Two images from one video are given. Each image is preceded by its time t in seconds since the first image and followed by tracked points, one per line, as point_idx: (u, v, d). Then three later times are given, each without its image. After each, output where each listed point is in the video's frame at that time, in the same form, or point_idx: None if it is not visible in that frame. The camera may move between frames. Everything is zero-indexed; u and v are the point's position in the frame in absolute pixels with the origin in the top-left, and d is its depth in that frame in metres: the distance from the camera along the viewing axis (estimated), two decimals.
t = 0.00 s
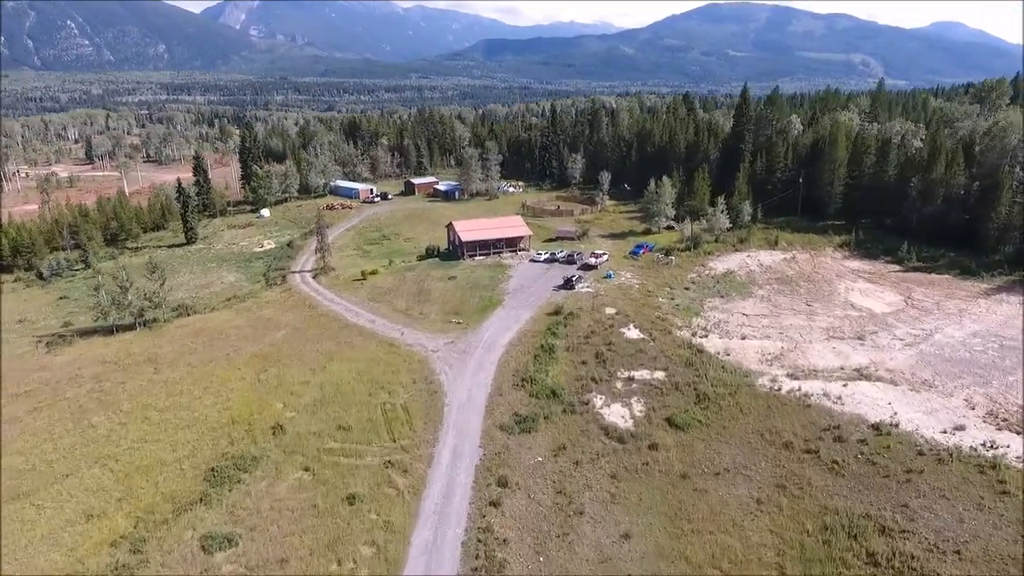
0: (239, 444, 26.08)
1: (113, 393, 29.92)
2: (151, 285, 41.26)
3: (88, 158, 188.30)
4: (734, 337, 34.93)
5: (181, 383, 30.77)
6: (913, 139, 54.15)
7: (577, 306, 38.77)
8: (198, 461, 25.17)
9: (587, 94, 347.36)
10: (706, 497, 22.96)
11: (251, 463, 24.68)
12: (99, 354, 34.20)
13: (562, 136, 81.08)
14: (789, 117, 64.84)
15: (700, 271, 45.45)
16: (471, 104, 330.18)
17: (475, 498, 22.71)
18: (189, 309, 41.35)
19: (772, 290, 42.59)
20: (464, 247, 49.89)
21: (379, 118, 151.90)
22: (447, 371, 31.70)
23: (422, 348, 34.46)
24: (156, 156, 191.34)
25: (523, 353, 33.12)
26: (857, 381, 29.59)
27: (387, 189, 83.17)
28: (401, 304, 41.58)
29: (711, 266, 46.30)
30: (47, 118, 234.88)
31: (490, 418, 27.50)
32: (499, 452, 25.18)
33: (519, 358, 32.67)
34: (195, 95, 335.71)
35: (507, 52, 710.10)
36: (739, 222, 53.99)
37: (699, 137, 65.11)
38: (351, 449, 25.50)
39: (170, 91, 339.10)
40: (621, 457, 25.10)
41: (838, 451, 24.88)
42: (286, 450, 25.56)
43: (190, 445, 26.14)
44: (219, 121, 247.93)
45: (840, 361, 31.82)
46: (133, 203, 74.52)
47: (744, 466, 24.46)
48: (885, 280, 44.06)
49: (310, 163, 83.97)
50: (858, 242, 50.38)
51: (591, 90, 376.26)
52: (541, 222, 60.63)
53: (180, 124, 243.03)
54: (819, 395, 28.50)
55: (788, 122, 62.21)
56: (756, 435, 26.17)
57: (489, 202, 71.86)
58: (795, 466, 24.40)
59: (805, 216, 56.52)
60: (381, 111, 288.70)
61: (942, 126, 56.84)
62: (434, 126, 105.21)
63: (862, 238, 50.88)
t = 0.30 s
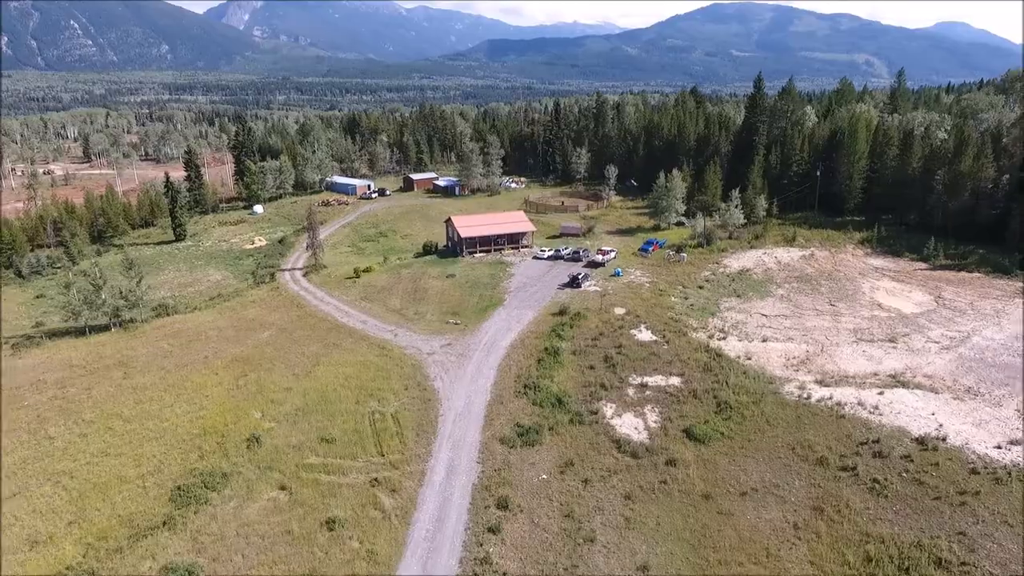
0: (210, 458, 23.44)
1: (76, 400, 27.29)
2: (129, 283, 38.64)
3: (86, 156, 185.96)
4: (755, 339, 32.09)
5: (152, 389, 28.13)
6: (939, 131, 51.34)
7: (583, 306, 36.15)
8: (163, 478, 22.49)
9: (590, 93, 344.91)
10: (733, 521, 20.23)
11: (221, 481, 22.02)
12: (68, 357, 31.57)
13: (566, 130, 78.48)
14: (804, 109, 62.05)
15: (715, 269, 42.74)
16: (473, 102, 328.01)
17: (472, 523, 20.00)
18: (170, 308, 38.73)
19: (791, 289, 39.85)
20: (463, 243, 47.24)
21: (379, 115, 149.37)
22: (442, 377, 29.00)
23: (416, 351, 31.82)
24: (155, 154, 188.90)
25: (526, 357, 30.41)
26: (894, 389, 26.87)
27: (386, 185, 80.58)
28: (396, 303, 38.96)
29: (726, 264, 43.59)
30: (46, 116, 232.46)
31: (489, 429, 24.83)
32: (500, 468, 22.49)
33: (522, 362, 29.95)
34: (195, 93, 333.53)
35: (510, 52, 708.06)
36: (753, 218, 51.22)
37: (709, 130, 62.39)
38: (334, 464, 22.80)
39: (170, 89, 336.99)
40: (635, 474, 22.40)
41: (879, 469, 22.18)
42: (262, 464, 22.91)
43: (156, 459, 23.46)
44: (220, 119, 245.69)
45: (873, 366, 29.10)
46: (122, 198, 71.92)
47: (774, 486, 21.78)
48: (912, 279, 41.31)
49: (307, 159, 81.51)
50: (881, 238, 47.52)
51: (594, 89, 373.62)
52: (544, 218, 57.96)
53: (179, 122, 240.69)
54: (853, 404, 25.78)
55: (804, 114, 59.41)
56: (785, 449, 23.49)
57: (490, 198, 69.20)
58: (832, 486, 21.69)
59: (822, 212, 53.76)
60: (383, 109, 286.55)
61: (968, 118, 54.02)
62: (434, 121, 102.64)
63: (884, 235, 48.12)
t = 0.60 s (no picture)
0: (173, 477, 20.80)
1: (30, 410, 24.62)
2: (102, 282, 35.99)
3: (81, 154, 183.43)
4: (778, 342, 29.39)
5: (116, 398, 25.49)
6: (965, 121, 48.57)
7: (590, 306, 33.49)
8: (117, 499, 19.82)
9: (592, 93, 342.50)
10: (767, 552, 17.57)
11: (182, 504, 19.34)
12: (28, 362, 28.94)
13: (569, 125, 75.84)
14: (819, 101, 59.31)
15: (729, 266, 40.08)
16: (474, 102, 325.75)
17: (467, 555, 17.35)
18: (147, 309, 36.10)
19: (813, 288, 37.14)
20: (461, 240, 44.60)
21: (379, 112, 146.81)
22: (436, 384, 26.35)
23: (408, 355, 29.19)
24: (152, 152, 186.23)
25: (528, 362, 27.78)
26: (938, 398, 24.16)
27: (383, 181, 78.01)
28: (388, 302, 36.34)
29: (741, 261, 40.93)
30: (43, 114, 229.89)
31: (487, 443, 22.17)
32: (500, 490, 19.82)
33: (523, 367, 27.30)
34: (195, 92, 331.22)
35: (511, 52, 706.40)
36: (767, 214, 48.56)
37: (719, 124, 59.78)
38: (312, 484, 20.13)
39: (170, 88, 334.57)
40: (652, 496, 19.75)
41: (930, 491, 19.53)
42: (230, 484, 20.29)
43: (112, 477, 20.82)
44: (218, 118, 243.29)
45: (910, 372, 26.41)
46: (109, 194, 69.25)
47: (811, 510, 19.14)
48: (941, 277, 38.60)
49: (301, 154, 78.98)
50: (903, 235, 44.82)
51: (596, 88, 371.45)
52: (547, 214, 55.31)
53: (177, 120, 238.12)
54: (892, 415, 23.10)
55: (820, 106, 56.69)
56: (821, 467, 20.84)
57: (491, 194, 66.56)
58: (877, 510, 19.01)
59: (839, 207, 51.11)
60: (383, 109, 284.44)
61: (995, 109, 51.24)
62: (434, 117, 100.02)
63: (906, 231, 45.40)
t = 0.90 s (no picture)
0: (124, 503, 18.09)
1: None
2: (71, 282, 33.35)
3: (77, 155, 181.16)
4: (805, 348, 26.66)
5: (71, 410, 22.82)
6: (993, 113, 45.92)
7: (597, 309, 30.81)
8: (56, 529, 17.11)
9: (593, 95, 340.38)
10: None
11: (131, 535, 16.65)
12: None
13: (572, 121, 73.35)
14: (834, 95, 56.71)
15: (745, 266, 37.42)
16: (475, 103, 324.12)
17: None
18: (119, 311, 33.44)
19: (837, 289, 34.48)
20: (459, 238, 41.99)
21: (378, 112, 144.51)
22: (428, 394, 23.71)
23: (398, 362, 26.54)
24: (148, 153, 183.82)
25: (530, 370, 25.11)
26: (993, 413, 21.45)
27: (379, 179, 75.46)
28: (379, 304, 33.71)
29: (758, 261, 38.26)
30: (40, 114, 227.81)
31: (483, 464, 19.43)
32: (498, 520, 17.12)
33: (525, 376, 24.62)
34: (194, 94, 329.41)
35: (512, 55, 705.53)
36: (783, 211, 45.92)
37: (729, 119, 57.36)
38: (281, 512, 17.42)
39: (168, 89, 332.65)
40: (673, 528, 17.02)
41: (998, 523, 16.84)
42: (188, 511, 17.58)
43: (54, 502, 18.11)
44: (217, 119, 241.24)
45: (956, 382, 23.66)
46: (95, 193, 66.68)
47: (859, 544, 16.43)
48: (975, 277, 35.91)
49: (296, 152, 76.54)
50: (929, 233, 42.12)
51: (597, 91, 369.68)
52: (550, 212, 52.72)
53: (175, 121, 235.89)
54: (944, 432, 20.41)
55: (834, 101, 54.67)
56: (867, 492, 18.17)
57: (491, 192, 63.99)
58: (938, 546, 16.30)
59: (857, 205, 48.43)
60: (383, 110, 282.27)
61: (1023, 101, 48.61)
62: (433, 115, 97.40)
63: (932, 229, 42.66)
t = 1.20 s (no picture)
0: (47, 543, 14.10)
1: None
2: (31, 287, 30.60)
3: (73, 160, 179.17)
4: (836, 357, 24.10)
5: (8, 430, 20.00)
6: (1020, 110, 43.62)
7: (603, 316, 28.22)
8: None
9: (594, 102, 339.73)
10: None
11: None
12: None
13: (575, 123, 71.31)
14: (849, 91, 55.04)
15: (762, 272, 34.85)
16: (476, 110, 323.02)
17: None
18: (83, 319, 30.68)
19: (863, 295, 31.87)
20: (455, 241, 39.49)
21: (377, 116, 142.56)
22: (416, 411, 21.06)
23: (386, 376, 23.81)
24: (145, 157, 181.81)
25: (532, 385, 22.43)
26: None
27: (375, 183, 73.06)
28: (367, 311, 31.09)
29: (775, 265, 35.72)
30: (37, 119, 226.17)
31: (478, 496, 16.65)
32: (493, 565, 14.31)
33: (525, 392, 21.94)
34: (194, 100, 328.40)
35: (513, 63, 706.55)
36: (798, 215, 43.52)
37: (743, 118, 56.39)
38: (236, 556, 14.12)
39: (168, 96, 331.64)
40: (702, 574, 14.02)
41: None
42: (126, 549, 14.50)
43: None
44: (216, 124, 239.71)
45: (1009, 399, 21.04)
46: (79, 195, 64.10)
47: None
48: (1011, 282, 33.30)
49: (288, 158, 74.24)
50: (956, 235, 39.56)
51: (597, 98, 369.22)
52: (552, 214, 50.24)
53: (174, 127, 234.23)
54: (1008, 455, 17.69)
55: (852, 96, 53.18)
56: (931, 532, 15.34)
57: (491, 195, 61.58)
58: None
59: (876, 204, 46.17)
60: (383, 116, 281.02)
61: None
62: (432, 119, 95.05)
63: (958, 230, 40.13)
